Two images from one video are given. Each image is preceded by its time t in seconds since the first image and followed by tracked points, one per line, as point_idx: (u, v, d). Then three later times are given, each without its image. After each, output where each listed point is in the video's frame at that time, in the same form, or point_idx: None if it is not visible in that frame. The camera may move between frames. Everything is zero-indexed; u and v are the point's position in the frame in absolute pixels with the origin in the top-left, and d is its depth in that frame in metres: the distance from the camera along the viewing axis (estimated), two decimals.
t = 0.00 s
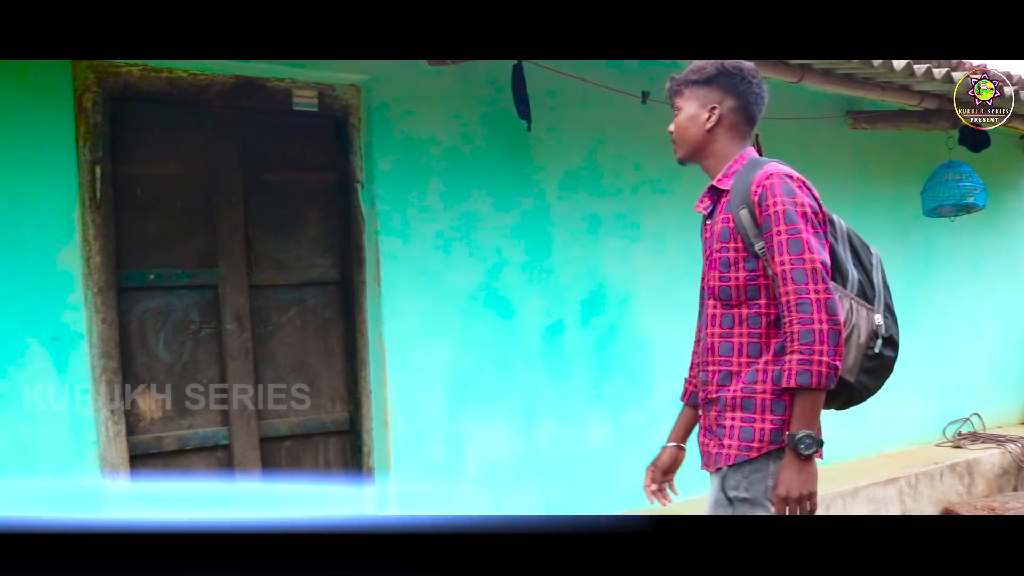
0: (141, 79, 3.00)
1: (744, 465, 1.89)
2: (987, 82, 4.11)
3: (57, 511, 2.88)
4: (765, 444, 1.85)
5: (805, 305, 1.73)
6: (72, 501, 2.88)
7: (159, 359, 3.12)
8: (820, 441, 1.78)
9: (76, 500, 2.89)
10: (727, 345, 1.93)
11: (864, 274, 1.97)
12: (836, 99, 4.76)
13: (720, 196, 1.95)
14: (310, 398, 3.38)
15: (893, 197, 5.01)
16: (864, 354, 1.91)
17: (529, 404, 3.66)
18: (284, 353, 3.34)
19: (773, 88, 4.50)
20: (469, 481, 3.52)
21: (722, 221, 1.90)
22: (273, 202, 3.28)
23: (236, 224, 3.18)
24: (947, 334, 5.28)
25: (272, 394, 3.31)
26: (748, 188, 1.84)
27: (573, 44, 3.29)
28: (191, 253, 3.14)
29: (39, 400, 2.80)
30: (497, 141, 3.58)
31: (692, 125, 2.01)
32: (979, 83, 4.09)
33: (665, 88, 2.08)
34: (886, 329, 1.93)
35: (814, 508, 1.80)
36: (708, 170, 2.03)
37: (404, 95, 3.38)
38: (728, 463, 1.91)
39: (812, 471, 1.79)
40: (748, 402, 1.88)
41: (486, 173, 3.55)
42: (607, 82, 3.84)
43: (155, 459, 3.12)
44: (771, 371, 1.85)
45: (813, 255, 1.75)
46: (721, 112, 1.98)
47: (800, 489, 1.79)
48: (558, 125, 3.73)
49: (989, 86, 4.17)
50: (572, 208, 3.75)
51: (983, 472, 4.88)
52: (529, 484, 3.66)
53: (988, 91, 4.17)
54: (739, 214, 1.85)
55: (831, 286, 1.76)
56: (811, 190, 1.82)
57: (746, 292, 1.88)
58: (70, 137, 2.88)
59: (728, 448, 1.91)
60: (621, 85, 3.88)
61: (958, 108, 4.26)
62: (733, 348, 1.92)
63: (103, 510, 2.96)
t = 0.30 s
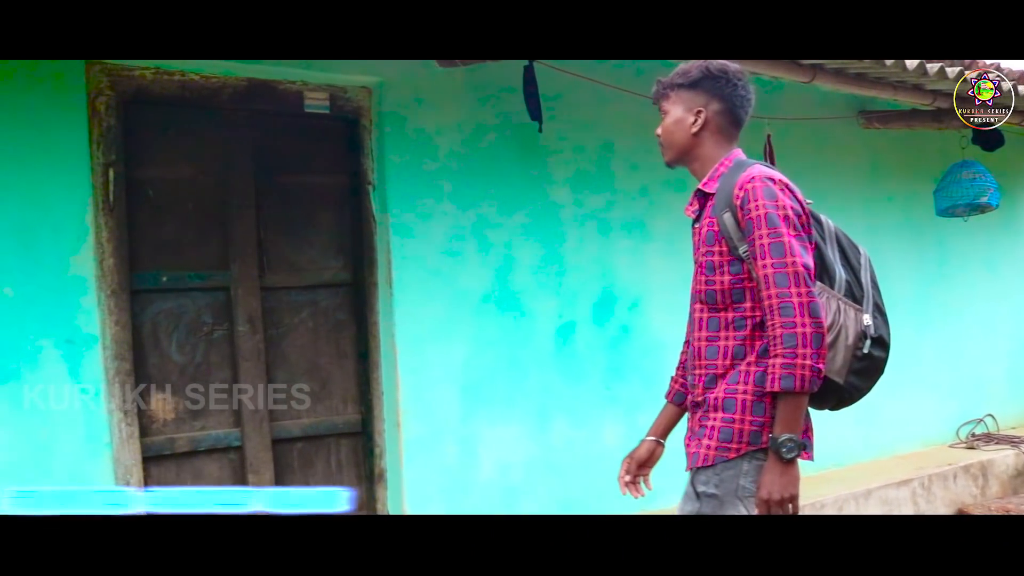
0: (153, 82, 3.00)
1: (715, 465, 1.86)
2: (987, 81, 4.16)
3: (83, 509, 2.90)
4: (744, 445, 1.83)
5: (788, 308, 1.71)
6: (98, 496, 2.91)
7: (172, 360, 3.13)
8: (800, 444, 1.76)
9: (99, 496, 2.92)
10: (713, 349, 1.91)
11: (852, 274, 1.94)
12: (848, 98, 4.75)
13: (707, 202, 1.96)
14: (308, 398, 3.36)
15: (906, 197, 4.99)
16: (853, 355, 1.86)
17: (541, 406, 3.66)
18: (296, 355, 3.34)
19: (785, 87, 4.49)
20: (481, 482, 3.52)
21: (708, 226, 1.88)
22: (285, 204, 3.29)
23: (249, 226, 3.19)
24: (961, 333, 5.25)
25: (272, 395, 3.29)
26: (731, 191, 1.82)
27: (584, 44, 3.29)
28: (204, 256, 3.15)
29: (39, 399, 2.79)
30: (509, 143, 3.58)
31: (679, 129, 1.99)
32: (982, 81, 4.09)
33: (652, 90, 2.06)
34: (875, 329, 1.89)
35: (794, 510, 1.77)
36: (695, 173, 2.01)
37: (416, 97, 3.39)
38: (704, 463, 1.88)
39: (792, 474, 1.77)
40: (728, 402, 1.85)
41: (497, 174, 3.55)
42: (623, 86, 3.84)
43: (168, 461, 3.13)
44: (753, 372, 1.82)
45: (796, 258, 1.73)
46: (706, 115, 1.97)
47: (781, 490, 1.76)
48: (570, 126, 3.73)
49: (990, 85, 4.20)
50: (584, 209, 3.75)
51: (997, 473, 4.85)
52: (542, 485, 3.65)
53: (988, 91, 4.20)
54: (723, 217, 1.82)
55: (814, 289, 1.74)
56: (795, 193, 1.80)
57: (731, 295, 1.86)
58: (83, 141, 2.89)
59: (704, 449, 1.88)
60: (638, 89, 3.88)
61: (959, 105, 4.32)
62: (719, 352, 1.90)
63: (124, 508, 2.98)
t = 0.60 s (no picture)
0: (168, 85, 3.02)
1: (688, 464, 1.78)
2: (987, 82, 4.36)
3: (92, 507, 2.87)
4: (720, 447, 1.75)
5: (762, 314, 1.64)
6: (112, 493, 2.91)
7: (187, 362, 3.14)
8: (773, 448, 1.69)
9: (111, 493, 2.91)
10: (696, 354, 1.83)
11: (836, 273, 1.83)
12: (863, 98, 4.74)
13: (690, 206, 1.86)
14: (309, 398, 3.34)
15: (921, 197, 4.97)
16: (837, 357, 1.76)
17: (555, 407, 3.66)
18: (310, 356, 3.35)
19: (799, 87, 4.47)
20: (494, 484, 3.53)
21: (689, 231, 1.81)
22: (300, 206, 3.30)
23: (264, 229, 3.21)
24: (978, 335, 5.23)
25: (273, 395, 3.25)
26: (708, 196, 1.75)
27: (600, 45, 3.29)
28: (219, 258, 3.16)
29: (40, 399, 2.79)
30: (522, 146, 3.59)
31: (661, 134, 1.89)
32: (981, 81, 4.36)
33: (633, 96, 1.96)
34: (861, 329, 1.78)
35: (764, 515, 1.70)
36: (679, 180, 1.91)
37: (429, 100, 3.40)
38: (680, 463, 1.80)
39: (764, 478, 1.69)
40: (704, 403, 1.76)
41: (510, 176, 3.55)
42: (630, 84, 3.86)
43: (183, 462, 3.14)
44: (730, 375, 1.74)
45: (771, 263, 1.66)
46: (689, 120, 1.87)
47: (749, 495, 1.69)
48: (585, 128, 3.74)
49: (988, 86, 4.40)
50: (597, 210, 3.75)
51: (1015, 475, 4.82)
52: (556, 487, 3.65)
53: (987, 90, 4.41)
54: (702, 222, 1.76)
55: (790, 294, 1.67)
56: (772, 197, 1.74)
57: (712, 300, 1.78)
58: (100, 144, 2.90)
59: (681, 449, 1.80)
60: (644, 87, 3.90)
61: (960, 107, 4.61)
62: (701, 357, 1.82)
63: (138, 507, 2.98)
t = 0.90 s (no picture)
0: (183, 88, 3.03)
1: (670, 469, 1.81)
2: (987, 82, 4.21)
3: (92, 507, 2.86)
4: (702, 453, 1.77)
5: (739, 321, 1.66)
6: (112, 493, 2.90)
7: (200, 363, 3.15)
8: (745, 455, 1.72)
9: (111, 493, 2.90)
10: (681, 361, 1.85)
11: (821, 276, 1.84)
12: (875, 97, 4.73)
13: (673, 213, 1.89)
14: (308, 397, 3.31)
15: (935, 196, 4.95)
16: (822, 361, 1.79)
17: (568, 409, 3.66)
18: (322, 357, 3.36)
19: (811, 87, 4.46)
20: (507, 484, 3.53)
21: (673, 237, 1.83)
22: (313, 207, 3.30)
23: (276, 230, 3.21)
24: (993, 335, 5.20)
25: (272, 394, 3.24)
26: (689, 203, 1.77)
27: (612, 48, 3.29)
28: (231, 259, 3.18)
29: (39, 399, 2.79)
30: (535, 149, 3.59)
31: (646, 138, 1.93)
32: (980, 81, 4.22)
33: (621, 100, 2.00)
34: (845, 334, 1.81)
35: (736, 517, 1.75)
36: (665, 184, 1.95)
37: (441, 101, 3.40)
38: (664, 469, 1.83)
39: (736, 483, 1.74)
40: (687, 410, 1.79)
41: (521, 178, 3.55)
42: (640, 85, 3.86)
43: (196, 463, 3.15)
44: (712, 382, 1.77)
45: (749, 270, 1.67)
46: (674, 125, 1.90)
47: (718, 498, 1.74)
48: (597, 128, 3.73)
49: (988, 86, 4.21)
50: (609, 211, 3.74)
51: None
52: (568, 487, 3.65)
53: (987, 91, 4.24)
54: (683, 229, 1.78)
55: (769, 300, 1.69)
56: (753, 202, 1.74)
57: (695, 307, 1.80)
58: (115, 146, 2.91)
59: (665, 455, 1.83)
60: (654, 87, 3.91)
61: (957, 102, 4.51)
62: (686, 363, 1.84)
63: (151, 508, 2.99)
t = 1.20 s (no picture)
0: (196, 91, 3.05)
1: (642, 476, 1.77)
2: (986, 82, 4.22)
3: (92, 507, 2.85)
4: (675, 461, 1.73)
5: (701, 334, 1.65)
6: (113, 493, 2.88)
7: (214, 365, 3.16)
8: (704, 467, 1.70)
9: (112, 493, 2.88)
10: (659, 371, 1.83)
11: (794, 284, 1.82)
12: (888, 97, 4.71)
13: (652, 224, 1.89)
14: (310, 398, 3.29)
15: (951, 196, 4.93)
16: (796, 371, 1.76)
17: (581, 410, 3.66)
18: (335, 358, 3.36)
19: (824, 87, 4.44)
20: (520, 486, 3.53)
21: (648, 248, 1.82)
22: (326, 208, 3.31)
23: (290, 231, 3.22)
24: (1010, 336, 5.17)
25: (274, 395, 3.24)
26: (661, 215, 1.77)
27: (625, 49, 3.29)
28: (245, 262, 3.19)
29: (40, 400, 2.78)
30: (546, 152, 3.59)
31: (624, 146, 1.92)
32: (981, 82, 4.22)
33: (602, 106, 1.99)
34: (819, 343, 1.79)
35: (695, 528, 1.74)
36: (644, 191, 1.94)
37: (454, 102, 3.41)
38: (637, 475, 1.79)
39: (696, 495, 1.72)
40: (660, 417, 1.76)
41: (532, 179, 3.55)
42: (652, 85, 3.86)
43: (211, 465, 3.16)
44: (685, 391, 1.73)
45: (713, 282, 1.67)
46: (650, 132, 1.89)
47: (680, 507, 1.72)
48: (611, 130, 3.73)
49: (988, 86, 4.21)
50: (623, 213, 3.74)
51: None
52: (582, 488, 3.65)
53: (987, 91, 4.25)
54: (656, 240, 1.78)
55: (733, 312, 1.67)
56: (724, 212, 1.73)
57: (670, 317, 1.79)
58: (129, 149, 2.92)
59: (638, 463, 1.79)
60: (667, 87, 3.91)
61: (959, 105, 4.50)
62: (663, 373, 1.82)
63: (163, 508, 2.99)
